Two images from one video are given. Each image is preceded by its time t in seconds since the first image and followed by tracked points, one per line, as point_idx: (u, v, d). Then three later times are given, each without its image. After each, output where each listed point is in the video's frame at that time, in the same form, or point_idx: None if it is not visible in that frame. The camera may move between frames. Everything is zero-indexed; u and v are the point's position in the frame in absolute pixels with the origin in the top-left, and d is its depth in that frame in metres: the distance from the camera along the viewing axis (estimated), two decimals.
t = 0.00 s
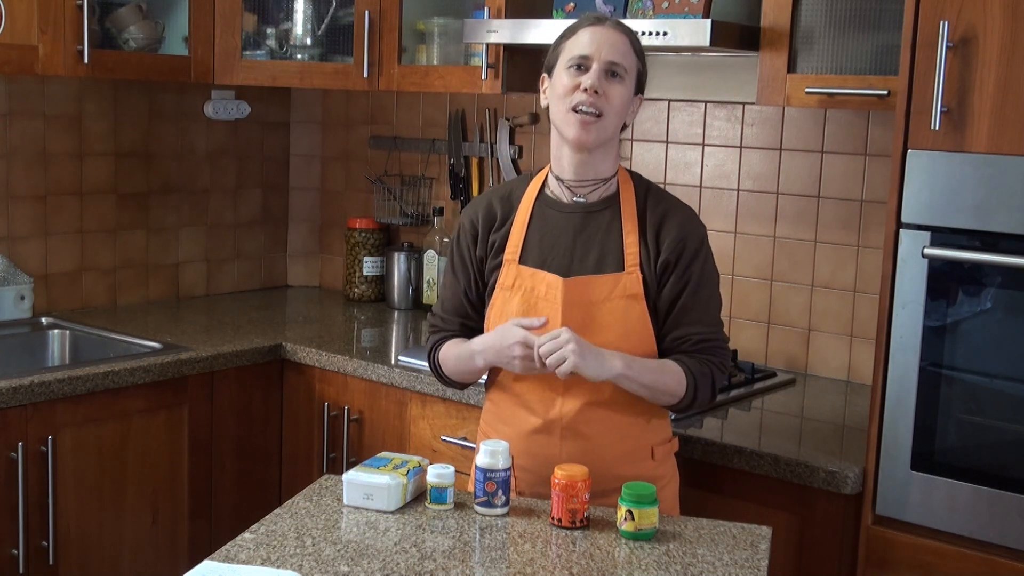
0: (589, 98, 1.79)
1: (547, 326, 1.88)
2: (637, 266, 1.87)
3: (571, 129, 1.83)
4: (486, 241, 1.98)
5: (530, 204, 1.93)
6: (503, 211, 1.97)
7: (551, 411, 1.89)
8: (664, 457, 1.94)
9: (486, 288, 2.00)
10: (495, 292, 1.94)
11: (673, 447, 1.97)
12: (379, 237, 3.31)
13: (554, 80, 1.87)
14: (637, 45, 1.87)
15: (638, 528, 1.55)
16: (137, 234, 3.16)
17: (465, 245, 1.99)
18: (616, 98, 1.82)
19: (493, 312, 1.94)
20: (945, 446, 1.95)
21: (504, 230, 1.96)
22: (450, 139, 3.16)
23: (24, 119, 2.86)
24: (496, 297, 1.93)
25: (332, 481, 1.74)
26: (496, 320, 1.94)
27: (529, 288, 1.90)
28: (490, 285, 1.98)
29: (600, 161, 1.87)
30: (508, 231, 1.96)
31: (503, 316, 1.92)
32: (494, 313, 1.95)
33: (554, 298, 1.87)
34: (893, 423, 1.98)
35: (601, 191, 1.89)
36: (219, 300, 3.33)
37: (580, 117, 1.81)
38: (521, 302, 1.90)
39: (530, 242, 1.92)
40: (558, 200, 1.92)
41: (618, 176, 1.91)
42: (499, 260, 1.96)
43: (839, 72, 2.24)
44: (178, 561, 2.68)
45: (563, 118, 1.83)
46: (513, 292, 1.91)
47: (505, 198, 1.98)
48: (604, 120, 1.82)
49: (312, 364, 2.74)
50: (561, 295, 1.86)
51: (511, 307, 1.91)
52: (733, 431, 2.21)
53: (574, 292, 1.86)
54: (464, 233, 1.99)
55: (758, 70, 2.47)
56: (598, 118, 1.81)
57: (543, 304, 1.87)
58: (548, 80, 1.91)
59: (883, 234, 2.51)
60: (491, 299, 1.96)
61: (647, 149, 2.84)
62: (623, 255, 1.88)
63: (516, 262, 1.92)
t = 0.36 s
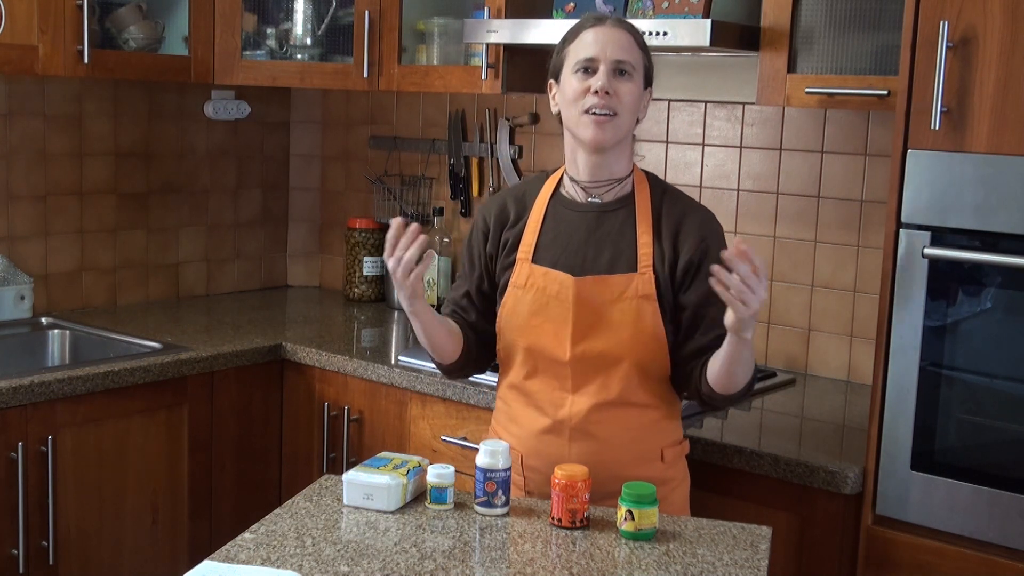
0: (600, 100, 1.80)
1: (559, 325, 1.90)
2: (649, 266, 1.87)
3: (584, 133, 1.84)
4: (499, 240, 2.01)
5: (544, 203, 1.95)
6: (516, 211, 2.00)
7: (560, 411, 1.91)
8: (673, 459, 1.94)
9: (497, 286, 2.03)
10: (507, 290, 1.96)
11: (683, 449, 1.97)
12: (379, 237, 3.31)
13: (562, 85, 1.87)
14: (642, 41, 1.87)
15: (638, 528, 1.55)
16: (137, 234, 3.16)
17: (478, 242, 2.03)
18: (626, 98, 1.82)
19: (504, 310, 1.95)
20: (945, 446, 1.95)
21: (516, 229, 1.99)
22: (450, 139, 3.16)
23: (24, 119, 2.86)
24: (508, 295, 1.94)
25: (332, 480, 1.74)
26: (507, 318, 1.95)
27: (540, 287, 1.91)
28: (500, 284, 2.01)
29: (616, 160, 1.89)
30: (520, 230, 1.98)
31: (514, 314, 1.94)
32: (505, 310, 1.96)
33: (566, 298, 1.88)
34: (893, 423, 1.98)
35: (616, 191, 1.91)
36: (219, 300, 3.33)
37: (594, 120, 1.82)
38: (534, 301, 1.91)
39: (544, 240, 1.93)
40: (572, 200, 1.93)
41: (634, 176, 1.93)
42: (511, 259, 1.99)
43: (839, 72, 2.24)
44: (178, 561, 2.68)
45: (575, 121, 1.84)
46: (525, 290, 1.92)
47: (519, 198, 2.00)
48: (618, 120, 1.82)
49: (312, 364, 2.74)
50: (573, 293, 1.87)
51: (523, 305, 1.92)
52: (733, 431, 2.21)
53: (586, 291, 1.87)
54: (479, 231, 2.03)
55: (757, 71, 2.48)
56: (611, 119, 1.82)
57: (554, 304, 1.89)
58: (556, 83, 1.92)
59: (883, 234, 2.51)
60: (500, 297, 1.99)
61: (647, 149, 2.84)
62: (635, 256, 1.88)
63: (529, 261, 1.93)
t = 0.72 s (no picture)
0: (610, 112, 1.80)
1: (571, 326, 1.90)
2: (662, 270, 1.87)
3: (595, 141, 1.85)
4: (512, 242, 2.02)
5: (557, 205, 1.96)
6: (529, 213, 2.00)
7: (572, 412, 1.91)
8: (686, 463, 1.94)
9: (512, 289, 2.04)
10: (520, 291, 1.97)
11: (696, 452, 1.97)
12: (379, 237, 3.31)
13: (574, 90, 1.87)
14: (653, 42, 1.85)
15: (638, 528, 1.55)
16: (137, 234, 3.16)
17: (492, 246, 2.04)
18: (636, 105, 1.82)
19: (517, 311, 1.97)
20: (945, 446, 1.95)
21: (530, 230, 2.00)
22: (450, 139, 3.16)
23: (24, 119, 2.86)
24: (521, 297, 1.96)
25: (332, 480, 1.74)
26: (521, 320, 1.96)
27: (552, 288, 1.92)
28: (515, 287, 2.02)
29: (628, 164, 1.90)
30: (534, 231, 1.99)
31: (527, 316, 1.95)
32: (518, 312, 1.97)
33: (578, 298, 1.88)
34: (893, 423, 1.98)
35: (629, 194, 1.91)
36: (219, 300, 3.33)
37: (604, 130, 1.82)
38: (546, 302, 1.92)
39: (556, 242, 1.95)
40: (586, 202, 1.94)
41: (648, 177, 1.93)
42: (523, 260, 2.00)
43: (838, 72, 2.24)
44: (178, 561, 2.68)
45: (587, 129, 1.84)
46: (538, 291, 1.93)
47: (533, 199, 2.01)
48: (628, 129, 1.83)
49: (312, 364, 2.74)
50: (583, 296, 1.87)
51: (536, 306, 1.93)
52: (733, 431, 2.21)
53: (597, 292, 1.87)
54: (493, 234, 2.04)
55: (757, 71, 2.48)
56: (621, 128, 1.82)
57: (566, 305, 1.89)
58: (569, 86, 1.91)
59: (883, 234, 2.51)
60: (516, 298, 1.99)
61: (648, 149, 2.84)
62: (649, 260, 1.88)
63: (542, 262, 1.94)
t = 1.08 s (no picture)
0: (619, 118, 1.80)
1: (582, 329, 1.90)
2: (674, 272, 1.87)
3: (605, 145, 1.85)
4: (524, 243, 2.01)
5: (569, 206, 1.96)
6: (542, 213, 2.00)
7: (582, 413, 1.90)
8: (696, 464, 1.94)
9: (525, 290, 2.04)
10: (531, 293, 1.96)
11: (707, 454, 1.97)
12: (379, 237, 3.31)
13: (583, 93, 1.87)
14: (662, 43, 1.84)
15: (638, 528, 1.55)
16: (137, 234, 3.16)
17: (504, 247, 2.03)
18: (645, 109, 1.81)
19: (529, 313, 1.96)
20: (945, 446, 1.94)
21: (542, 230, 1.99)
22: (450, 139, 3.16)
23: (25, 119, 2.86)
24: (532, 300, 1.96)
25: (332, 480, 1.73)
26: (531, 322, 1.96)
27: (563, 291, 1.92)
28: (528, 287, 2.02)
29: (639, 166, 1.89)
30: (546, 232, 1.99)
31: (538, 319, 1.94)
32: (529, 314, 1.97)
33: (588, 301, 1.88)
34: (893, 423, 1.98)
35: (640, 195, 1.91)
36: (219, 300, 3.33)
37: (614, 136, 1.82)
38: (556, 305, 1.92)
39: (567, 244, 1.95)
40: (597, 204, 1.94)
41: (659, 179, 1.93)
42: (536, 261, 1.99)
43: (838, 72, 2.24)
44: (178, 561, 2.68)
45: (596, 134, 1.84)
46: (549, 294, 1.93)
47: (545, 199, 2.01)
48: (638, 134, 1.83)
49: (312, 364, 2.74)
50: (594, 299, 1.87)
51: (546, 308, 1.93)
52: (733, 431, 2.21)
53: (607, 295, 1.87)
54: (504, 235, 2.03)
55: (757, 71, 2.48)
56: (630, 133, 1.82)
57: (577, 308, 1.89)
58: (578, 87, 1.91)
59: (883, 234, 2.51)
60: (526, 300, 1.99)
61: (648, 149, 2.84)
62: (660, 262, 1.88)
63: (552, 264, 1.94)
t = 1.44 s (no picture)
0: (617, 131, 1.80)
1: (583, 332, 1.90)
2: (676, 275, 1.87)
3: (604, 154, 1.85)
4: (527, 244, 2.01)
5: (571, 208, 1.96)
6: (544, 214, 1.99)
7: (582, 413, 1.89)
8: (698, 465, 1.95)
9: (526, 291, 2.03)
10: (533, 295, 1.96)
11: (708, 454, 1.98)
12: (379, 237, 3.31)
13: (582, 100, 1.86)
14: (661, 50, 1.82)
15: (638, 528, 1.55)
16: (137, 233, 3.16)
17: (506, 248, 2.02)
18: (643, 120, 1.81)
19: (532, 315, 1.97)
20: (945, 446, 1.95)
21: (545, 232, 1.99)
22: (450, 139, 3.16)
23: (25, 119, 2.86)
24: (533, 302, 1.96)
25: (332, 480, 1.74)
26: (533, 324, 1.97)
27: (565, 294, 1.92)
28: (530, 289, 2.02)
29: (640, 171, 1.89)
30: (549, 233, 1.98)
31: (540, 320, 1.95)
32: (532, 316, 1.97)
33: (589, 304, 1.88)
34: (893, 423, 1.98)
35: (642, 198, 1.91)
36: (219, 300, 3.33)
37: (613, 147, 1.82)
38: (558, 308, 1.92)
39: (569, 246, 1.94)
40: (599, 206, 1.93)
41: (661, 181, 1.93)
42: (539, 263, 1.99)
43: (838, 72, 2.24)
44: (178, 560, 2.68)
45: (596, 144, 1.84)
46: (551, 296, 1.93)
47: (547, 201, 2.00)
48: (637, 144, 1.82)
49: (312, 364, 2.74)
50: (596, 301, 1.87)
51: (548, 311, 1.93)
52: (733, 431, 2.21)
53: (609, 299, 1.87)
54: (507, 236, 2.02)
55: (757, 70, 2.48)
56: (630, 144, 1.82)
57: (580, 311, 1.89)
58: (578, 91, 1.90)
59: (882, 234, 2.51)
60: (529, 302, 1.99)
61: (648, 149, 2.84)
62: (662, 265, 1.88)
63: (554, 266, 1.94)
